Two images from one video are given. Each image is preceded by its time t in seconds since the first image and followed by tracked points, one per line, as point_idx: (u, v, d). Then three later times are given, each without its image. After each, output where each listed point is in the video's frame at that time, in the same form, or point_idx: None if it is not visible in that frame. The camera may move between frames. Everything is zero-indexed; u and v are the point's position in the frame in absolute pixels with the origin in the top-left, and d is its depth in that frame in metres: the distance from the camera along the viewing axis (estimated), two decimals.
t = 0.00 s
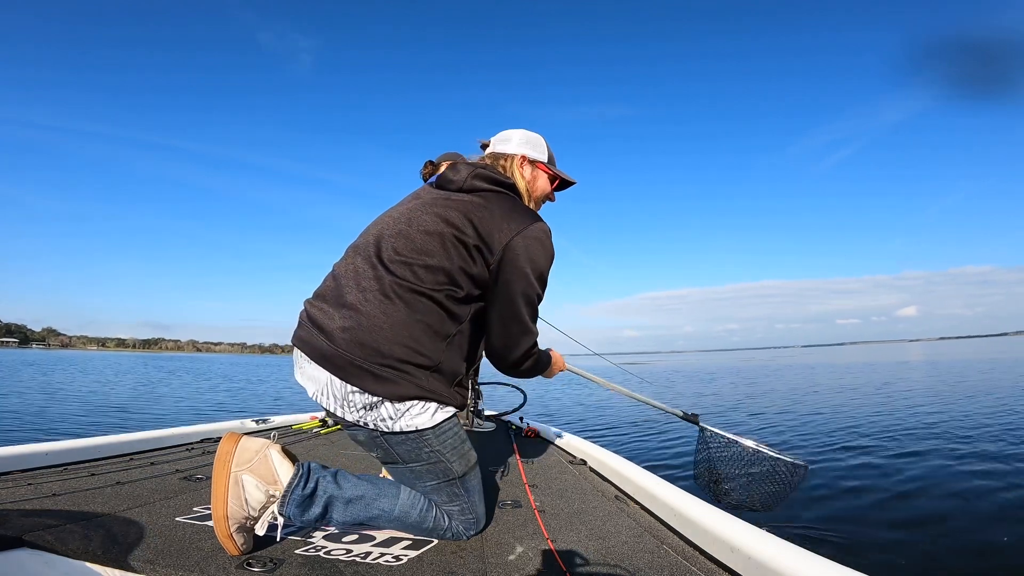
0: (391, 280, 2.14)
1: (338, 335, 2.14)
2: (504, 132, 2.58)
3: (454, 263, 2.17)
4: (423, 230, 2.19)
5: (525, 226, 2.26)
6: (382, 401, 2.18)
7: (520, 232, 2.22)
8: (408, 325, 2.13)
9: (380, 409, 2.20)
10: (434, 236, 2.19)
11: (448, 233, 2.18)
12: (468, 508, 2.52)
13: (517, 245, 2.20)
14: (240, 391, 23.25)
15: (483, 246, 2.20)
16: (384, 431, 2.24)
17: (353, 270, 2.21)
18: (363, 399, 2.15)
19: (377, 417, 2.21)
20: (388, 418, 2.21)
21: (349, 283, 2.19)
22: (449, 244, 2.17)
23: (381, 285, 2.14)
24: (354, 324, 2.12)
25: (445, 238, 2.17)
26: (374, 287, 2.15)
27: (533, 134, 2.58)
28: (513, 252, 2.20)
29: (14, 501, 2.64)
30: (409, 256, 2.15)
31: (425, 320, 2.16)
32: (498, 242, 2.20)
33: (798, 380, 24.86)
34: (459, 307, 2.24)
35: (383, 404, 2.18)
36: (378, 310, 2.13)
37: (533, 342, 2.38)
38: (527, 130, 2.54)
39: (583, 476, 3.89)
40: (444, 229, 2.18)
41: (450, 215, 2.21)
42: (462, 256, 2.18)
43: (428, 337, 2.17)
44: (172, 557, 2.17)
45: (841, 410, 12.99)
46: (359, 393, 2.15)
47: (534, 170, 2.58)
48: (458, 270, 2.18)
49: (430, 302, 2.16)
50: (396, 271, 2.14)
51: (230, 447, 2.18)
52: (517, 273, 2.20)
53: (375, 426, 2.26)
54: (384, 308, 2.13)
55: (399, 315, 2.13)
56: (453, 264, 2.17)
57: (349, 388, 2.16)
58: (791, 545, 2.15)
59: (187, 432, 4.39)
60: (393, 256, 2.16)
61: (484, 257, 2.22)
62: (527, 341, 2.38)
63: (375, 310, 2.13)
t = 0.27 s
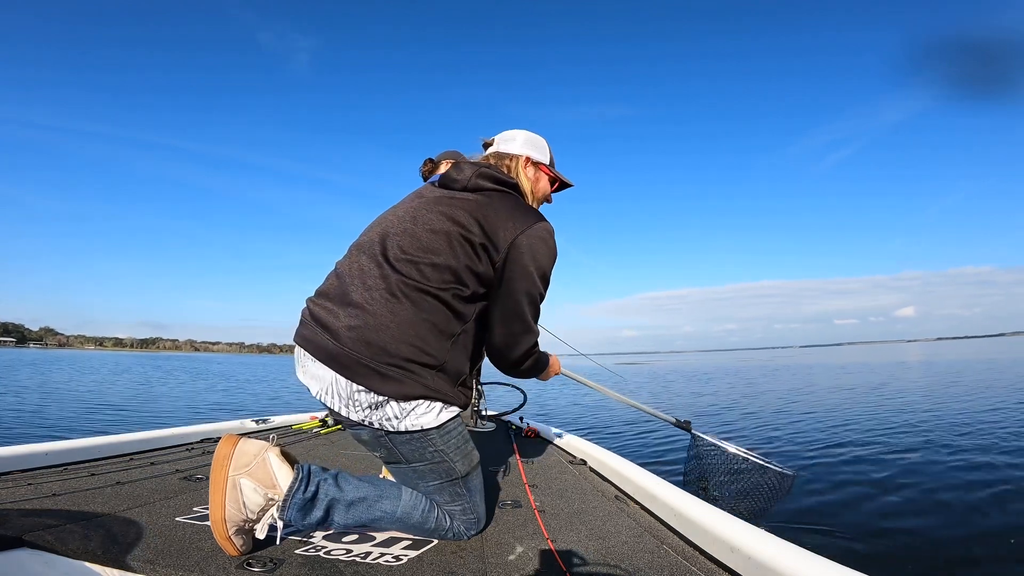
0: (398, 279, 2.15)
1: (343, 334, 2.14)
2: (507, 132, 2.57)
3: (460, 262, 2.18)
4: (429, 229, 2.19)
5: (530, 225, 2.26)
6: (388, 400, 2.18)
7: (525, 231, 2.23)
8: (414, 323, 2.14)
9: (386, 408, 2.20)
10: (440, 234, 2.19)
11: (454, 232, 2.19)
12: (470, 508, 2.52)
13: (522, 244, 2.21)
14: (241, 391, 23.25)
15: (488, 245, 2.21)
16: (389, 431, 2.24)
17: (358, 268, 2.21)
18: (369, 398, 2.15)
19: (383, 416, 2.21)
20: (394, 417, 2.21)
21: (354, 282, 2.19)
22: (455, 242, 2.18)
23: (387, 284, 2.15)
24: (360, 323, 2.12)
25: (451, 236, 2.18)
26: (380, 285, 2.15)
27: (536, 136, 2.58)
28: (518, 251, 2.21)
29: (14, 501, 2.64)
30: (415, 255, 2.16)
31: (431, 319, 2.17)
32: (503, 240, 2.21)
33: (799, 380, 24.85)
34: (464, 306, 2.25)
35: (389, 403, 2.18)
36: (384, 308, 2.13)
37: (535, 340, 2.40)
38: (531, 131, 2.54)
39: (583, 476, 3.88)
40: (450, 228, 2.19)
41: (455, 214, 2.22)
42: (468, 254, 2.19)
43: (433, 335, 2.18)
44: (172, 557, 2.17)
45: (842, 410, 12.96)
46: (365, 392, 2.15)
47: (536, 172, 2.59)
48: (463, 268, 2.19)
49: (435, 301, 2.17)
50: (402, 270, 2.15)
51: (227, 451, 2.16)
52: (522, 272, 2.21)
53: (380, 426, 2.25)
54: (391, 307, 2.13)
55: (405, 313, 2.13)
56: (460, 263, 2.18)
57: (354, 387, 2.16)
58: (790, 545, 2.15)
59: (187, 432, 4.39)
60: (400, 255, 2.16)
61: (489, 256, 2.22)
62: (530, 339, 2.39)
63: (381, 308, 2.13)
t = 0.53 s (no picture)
0: (408, 277, 2.15)
1: (353, 332, 2.14)
2: (514, 132, 2.57)
3: (470, 261, 2.18)
4: (439, 227, 2.19)
5: (538, 225, 2.27)
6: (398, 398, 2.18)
7: (534, 230, 2.24)
8: (425, 322, 2.14)
9: (395, 407, 2.20)
10: (450, 233, 2.20)
11: (464, 231, 2.20)
12: (472, 508, 2.53)
13: (531, 243, 2.22)
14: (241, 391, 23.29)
15: (498, 244, 2.21)
16: (398, 431, 2.24)
17: (368, 266, 2.20)
18: (379, 396, 2.15)
19: (392, 415, 2.20)
20: (403, 416, 2.21)
21: (364, 280, 2.18)
22: (465, 241, 2.18)
23: (398, 282, 2.15)
24: (371, 321, 2.13)
25: (461, 235, 2.19)
26: (390, 284, 2.16)
27: (542, 138, 2.59)
28: (528, 250, 2.22)
29: (14, 501, 2.64)
30: (426, 253, 2.16)
31: (441, 317, 2.17)
32: (512, 239, 2.21)
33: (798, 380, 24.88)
34: (473, 304, 2.25)
35: (399, 401, 2.18)
36: (395, 307, 2.13)
37: (541, 339, 2.41)
38: (538, 133, 2.56)
39: (583, 476, 3.89)
40: (460, 227, 2.20)
41: (465, 212, 2.23)
42: (478, 253, 2.19)
43: (443, 334, 2.19)
44: (172, 557, 2.17)
45: (842, 410, 12.95)
46: (375, 390, 2.15)
47: (541, 174, 2.60)
48: (473, 267, 2.20)
49: (445, 300, 2.17)
50: (413, 268, 2.15)
51: (223, 462, 2.10)
52: (531, 271, 2.23)
53: (389, 425, 2.24)
54: (402, 305, 2.13)
55: (416, 311, 2.14)
56: (470, 262, 2.18)
57: (364, 385, 2.15)
58: (790, 544, 2.15)
59: (187, 432, 4.39)
60: (410, 253, 2.16)
61: (499, 255, 2.23)
62: (536, 338, 2.41)
63: (392, 307, 2.14)
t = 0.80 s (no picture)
0: (416, 276, 2.16)
1: (362, 330, 2.14)
2: (518, 129, 2.57)
3: (476, 259, 2.19)
4: (446, 226, 2.20)
5: (543, 223, 2.28)
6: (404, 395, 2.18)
7: (539, 228, 2.25)
8: (432, 320, 2.15)
9: (401, 404, 2.20)
10: (456, 232, 2.21)
11: (470, 229, 2.20)
12: (471, 508, 2.54)
13: (536, 241, 2.24)
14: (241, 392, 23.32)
15: (503, 242, 2.22)
16: (404, 428, 2.23)
17: (375, 264, 2.21)
18: (386, 394, 2.15)
19: (398, 412, 2.20)
20: (409, 413, 2.20)
21: (371, 278, 2.19)
22: (472, 239, 2.19)
23: (406, 281, 2.15)
24: (380, 320, 2.13)
25: (467, 233, 2.19)
26: (399, 282, 2.16)
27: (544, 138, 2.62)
28: (532, 248, 2.23)
29: (13, 501, 2.64)
30: (433, 252, 2.17)
31: (448, 316, 2.18)
32: (518, 237, 2.23)
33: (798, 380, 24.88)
34: (480, 302, 2.26)
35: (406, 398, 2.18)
36: (404, 305, 2.14)
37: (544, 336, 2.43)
38: (540, 133, 2.58)
39: (583, 476, 3.88)
40: (466, 225, 2.20)
41: (471, 211, 2.23)
42: (484, 252, 2.20)
43: (450, 332, 2.19)
44: (172, 557, 2.17)
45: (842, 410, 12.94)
46: (382, 388, 2.15)
47: (542, 173, 2.62)
48: (480, 265, 2.20)
49: (452, 298, 2.18)
50: (420, 266, 2.16)
51: (222, 461, 2.10)
52: (536, 268, 2.24)
53: (394, 422, 2.24)
54: (410, 304, 2.14)
55: (425, 309, 2.15)
56: (476, 260, 2.19)
57: (371, 383, 2.15)
58: (790, 545, 2.15)
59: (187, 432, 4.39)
60: (419, 252, 2.17)
61: (505, 253, 2.24)
62: (539, 335, 2.43)
63: (401, 306, 2.14)
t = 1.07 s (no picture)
0: (413, 275, 2.17)
1: (360, 327, 2.15)
2: (506, 138, 2.58)
3: (471, 259, 2.20)
4: (443, 227, 2.22)
5: (537, 225, 2.30)
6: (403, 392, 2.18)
7: (533, 230, 2.27)
8: (429, 318, 2.16)
9: (399, 400, 2.20)
10: (453, 232, 2.22)
11: (466, 230, 2.22)
12: (471, 507, 2.53)
13: (531, 242, 2.25)
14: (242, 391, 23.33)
15: (499, 243, 2.23)
16: (402, 425, 2.23)
17: (372, 264, 2.22)
18: (384, 390, 2.15)
19: (396, 409, 2.20)
20: (406, 410, 2.20)
21: (368, 277, 2.20)
22: (468, 240, 2.20)
23: (404, 279, 2.16)
24: (379, 316, 2.14)
25: (463, 234, 2.21)
26: (397, 280, 2.17)
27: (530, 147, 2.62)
28: (527, 249, 2.24)
29: (14, 501, 2.64)
30: (431, 250, 2.18)
31: (444, 315, 2.18)
32: (513, 238, 2.24)
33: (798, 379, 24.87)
34: (477, 302, 2.27)
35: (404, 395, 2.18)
36: (402, 302, 2.15)
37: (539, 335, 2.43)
38: (526, 141, 2.58)
39: (583, 476, 3.89)
40: (463, 226, 2.22)
41: (467, 212, 2.25)
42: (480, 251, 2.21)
43: (445, 330, 2.20)
44: (172, 557, 2.17)
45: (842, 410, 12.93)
46: (380, 383, 2.15)
47: (530, 180, 2.61)
48: (476, 265, 2.21)
49: (448, 297, 2.18)
50: (417, 266, 2.17)
51: (222, 459, 2.11)
52: (531, 268, 2.24)
53: (393, 419, 2.23)
54: (408, 301, 2.15)
55: (422, 306, 2.15)
56: (472, 259, 2.20)
57: (369, 379, 2.15)
58: (789, 544, 2.15)
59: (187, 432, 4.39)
60: (417, 251, 2.19)
61: (500, 254, 2.25)
62: (535, 335, 2.43)
63: (399, 302, 2.15)
